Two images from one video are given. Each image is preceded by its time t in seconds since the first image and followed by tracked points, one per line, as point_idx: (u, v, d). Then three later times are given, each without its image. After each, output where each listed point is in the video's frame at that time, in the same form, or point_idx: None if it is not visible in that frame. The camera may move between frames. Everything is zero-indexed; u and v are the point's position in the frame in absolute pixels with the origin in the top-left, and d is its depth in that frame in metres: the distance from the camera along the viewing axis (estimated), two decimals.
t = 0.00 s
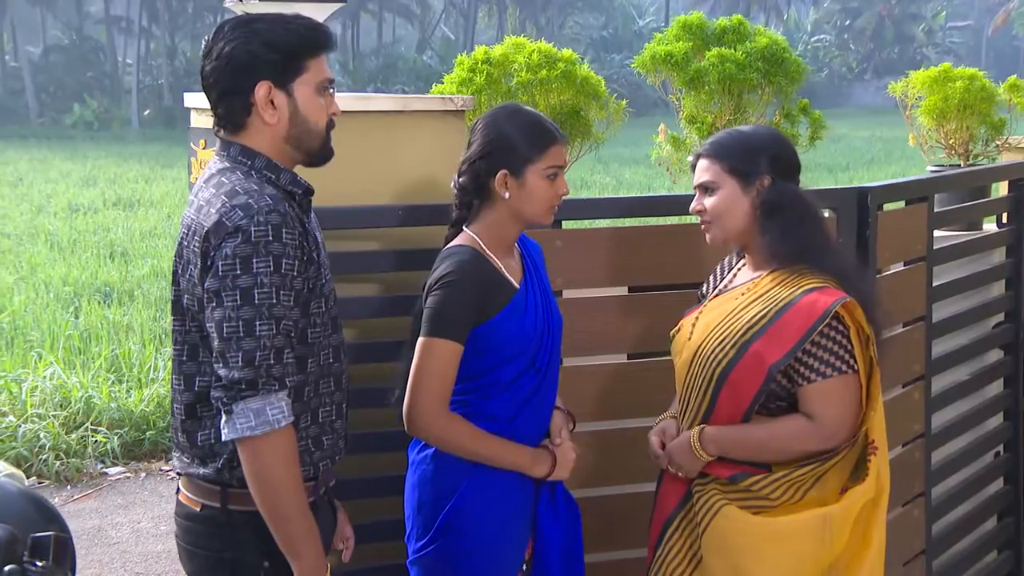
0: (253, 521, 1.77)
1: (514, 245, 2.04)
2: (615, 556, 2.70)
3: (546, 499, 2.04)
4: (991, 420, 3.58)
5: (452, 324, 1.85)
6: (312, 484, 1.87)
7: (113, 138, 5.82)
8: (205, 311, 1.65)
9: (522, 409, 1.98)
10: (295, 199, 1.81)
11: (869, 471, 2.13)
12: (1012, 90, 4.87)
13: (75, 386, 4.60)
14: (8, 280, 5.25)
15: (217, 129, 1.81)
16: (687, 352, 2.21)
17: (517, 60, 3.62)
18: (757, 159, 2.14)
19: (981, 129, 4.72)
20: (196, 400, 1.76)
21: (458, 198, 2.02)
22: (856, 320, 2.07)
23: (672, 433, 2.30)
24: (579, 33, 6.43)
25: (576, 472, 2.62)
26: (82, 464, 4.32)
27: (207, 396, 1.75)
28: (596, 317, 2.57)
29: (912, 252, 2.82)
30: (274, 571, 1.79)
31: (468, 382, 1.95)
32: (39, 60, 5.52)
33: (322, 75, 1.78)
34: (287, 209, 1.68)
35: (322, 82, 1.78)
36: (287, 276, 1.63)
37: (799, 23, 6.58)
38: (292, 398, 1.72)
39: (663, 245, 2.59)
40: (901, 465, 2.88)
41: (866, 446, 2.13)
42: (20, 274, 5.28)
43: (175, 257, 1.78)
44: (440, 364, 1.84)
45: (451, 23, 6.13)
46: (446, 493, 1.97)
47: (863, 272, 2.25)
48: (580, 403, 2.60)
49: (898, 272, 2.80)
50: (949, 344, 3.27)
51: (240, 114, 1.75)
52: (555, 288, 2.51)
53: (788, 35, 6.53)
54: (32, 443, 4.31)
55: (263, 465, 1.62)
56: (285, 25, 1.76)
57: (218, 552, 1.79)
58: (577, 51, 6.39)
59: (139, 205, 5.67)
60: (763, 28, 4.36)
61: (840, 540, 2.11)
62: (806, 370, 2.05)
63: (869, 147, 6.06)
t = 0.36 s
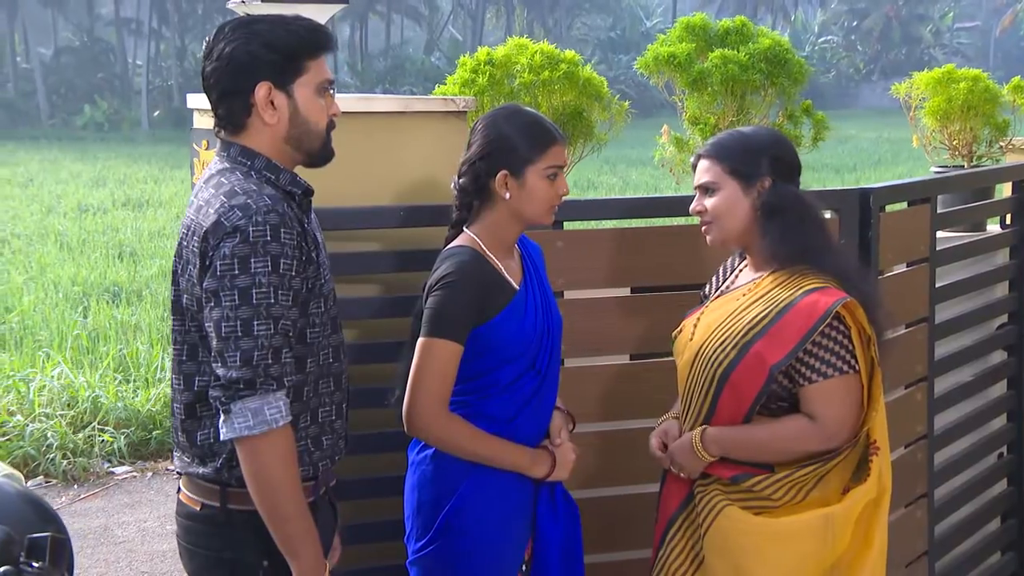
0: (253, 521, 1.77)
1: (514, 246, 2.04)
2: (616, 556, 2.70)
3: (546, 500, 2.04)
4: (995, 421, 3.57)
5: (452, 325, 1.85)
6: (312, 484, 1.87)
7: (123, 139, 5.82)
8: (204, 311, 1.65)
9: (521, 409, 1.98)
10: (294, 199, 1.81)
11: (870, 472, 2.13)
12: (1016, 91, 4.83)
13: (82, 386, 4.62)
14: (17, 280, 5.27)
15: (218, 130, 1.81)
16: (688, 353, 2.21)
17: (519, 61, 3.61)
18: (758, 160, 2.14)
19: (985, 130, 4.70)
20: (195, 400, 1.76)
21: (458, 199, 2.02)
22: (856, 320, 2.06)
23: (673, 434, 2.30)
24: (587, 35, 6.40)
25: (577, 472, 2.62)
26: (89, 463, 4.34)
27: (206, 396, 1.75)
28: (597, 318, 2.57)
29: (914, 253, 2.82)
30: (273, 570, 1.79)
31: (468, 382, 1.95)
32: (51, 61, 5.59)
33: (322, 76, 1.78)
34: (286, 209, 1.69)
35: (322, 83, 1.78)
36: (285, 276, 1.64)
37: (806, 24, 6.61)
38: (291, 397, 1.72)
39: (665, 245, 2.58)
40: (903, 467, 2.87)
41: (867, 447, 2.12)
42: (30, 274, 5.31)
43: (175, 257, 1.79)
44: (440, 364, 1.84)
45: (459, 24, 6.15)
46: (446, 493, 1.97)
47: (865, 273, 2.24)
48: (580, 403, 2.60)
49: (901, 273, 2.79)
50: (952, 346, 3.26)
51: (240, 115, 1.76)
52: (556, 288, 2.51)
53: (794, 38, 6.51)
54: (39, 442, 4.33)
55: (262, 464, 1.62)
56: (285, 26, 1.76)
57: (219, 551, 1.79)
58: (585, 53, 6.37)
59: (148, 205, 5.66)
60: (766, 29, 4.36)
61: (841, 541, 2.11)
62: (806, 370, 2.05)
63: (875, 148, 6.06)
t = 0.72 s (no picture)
0: (251, 521, 1.77)
1: (514, 248, 2.04)
2: (617, 558, 2.69)
3: (544, 501, 2.03)
4: (998, 422, 3.55)
5: (451, 325, 1.84)
6: (311, 485, 1.85)
7: (130, 140, 5.92)
8: (202, 311, 1.65)
9: (520, 409, 1.97)
10: (294, 200, 1.80)
11: (871, 472, 2.12)
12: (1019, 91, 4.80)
13: (87, 386, 4.63)
14: (25, 280, 5.23)
15: (217, 130, 1.80)
16: (688, 354, 2.20)
17: (521, 61, 3.61)
18: (755, 161, 2.13)
19: (988, 131, 4.68)
20: (194, 400, 1.76)
21: (458, 201, 2.02)
22: (856, 320, 2.05)
23: (674, 435, 2.30)
24: (594, 35, 6.43)
25: (577, 473, 2.62)
26: (94, 463, 4.36)
27: (204, 396, 1.75)
28: (597, 319, 2.56)
29: (917, 254, 2.81)
30: (272, 570, 1.79)
31: (467, 383, 1.94)
32: (59, 63, 5.66)
33: (322, 76, 1.77)
34: (284, 209, 1.69)
35: (321, 84, 1.76)
36: (283, 276, 1.64)
37: (813, 25, 6.45)
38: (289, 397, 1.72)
39: (665, 246, 2.58)
40: (906, 468, 2.85)
41: (867, 448, 2.11)
42: (37, 274, 5.28)
43: (174, 257, 1.79)
44: (439, 365, 1.84)
45: (465, 25, 6.11)
46: (445, 494, 1.97)
47: (865, 275, 2.23)
48: (581, 404, 2.59)
49: (903, 274, 2.78)
50: (955, 347, 3.25)
51: (239, 115, 1.74)
52: (556, 289, 2.50)
53: (801, 38, 6.47)
54: (45, 442, 4.34)
55: (259, 464, 1.62)
56: (283, 27, 1.74)
57: (218, 551, 1.79)
58: (591, 54, 6.37)
59: (155, 205, 5.65)
60: (768, 29, 4.36)
61: (842, 542, 2.10)
62: (807, 371, 2.04)
63: (882, 148, 6.02)
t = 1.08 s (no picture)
0: (250, 521, 1.77)
1: (511, 249, 2.04)
2: (617, 559, 2.68)
3: (544, 502, 2.03)
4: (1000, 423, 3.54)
5: (448, 326, 1.84)
6: (310, 485, 1.85)
7: (138, 140, 5.95)
8: (200, 311, 1.65)
9: (518, 409, 1.97)
10: (293, 201, 1.79)
11: (870, 472, 2.11)
12: (1023, 92, 4.78)
13: (91, 386, 4.64)
14: (31, 280, 5.26)
15: (217, 131, 1.79)
16: (687, 354, 2.19)
17: (522, 62, 3.63)
18: (752, 163, 2.12)
19: (991, 131, 4.66)
20: (192, 400, 1.76)
21: (455, 202, 2.02)
22: (855, 320, 2.05)
23: (673, 436, 2.29)
24: (599, 36, 6.38)
25: (578, 475, 2.61)
26: (98, 463, 4.37)
27: (202, 396, 1.75)
28: (596, 320, 2.56)
29: (918, 255, 2.79)
30: (271, 570, 1.79)
31: (465, 384, 1.94)
32: (67, 63, 5.67)
33: (322, 76, 1.76)
34: (283, 210, 1.68)
35: (321, 84, 1.76)
36: (281, 277, 1.64)
37: (819, 25, 6.49)
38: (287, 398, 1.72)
39: (665, 247, 2.58)
40: (908, 469, 2.84)
41: (866, 447, 2.10)
42: (43, 274, 5.29)
43: (173, 257, 1.78)
44: (436, 365, 1.84)
45: (472, 25, 6.16)
46: (442, 495, 1.96)
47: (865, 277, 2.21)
48: (581, 405, 2.59)
49: (905, 275, 2.76)
50: (957, 348, 3.24)
51: (239, 116, 1.73)
52: (556, 290, 2.50)
53: (807, 40, 6.44)
54: (49, 441, 4.35)
55: (257, 465, 1.62)
56: (282, 27, 1.74)
57: (217, 551, 1.79)
58: (597, 55, 6.36)
59: (161, 206, 5.62)
60: (770, 29, 4.35)
61: (842, 542, 2.09)
62: (806, 371, 2.03)
63: (888, 148, 6.00)
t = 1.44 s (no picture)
0: (249, 520, 1.78)
1: (508, 249, 2.06)
2: (616, 559, 2.68)
3: (540, 503, 2.04)
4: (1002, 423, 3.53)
5: (444, 326, 1.85)
6: (309, 484, 1.85)
7: (144, 140, 5.85)
8: (200, 310, 1.64)
9: (514, 409, 1.98)
10: (293, 201, 1.79)
11: (869, 472, 2.10)
12: None
13: (95, 385, 4.70)
14: (37, 279, 5.21)
15: (218, 131, 1.79)
16: (686, 355, 2.19)
17: (523, 62, 3.63)
18: (751, 163, 2.12)
19: (993, 131, 4.64)
20: (191, 400, 1.76)
21: (452, 203, 2.06)
22: (854, 319, 2.04)
23: (672, 436, 2.29)
24: (605, 36, 6.36)
25: (577, 475, 2.61)
26: (102, 462, 4.38)
27: (201, 396, 1.75)
28: (596, 320, 2.56)
29: (919, 255, 2.79)
30: (270, 570, 1.79)
31: (461, 384, 1.95)
32: (74, 63, 5.59)
33: (322, 76, 1.76)
34: (284, 209, 1.68)
35: (321, 84, 1.76)
36: (281, 276, 1.63)
37: (824, 25, 6.40)
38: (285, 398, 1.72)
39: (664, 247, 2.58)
40: (909, 470, 2.84)
41: (865, 447, 2.10)
42: (49, 274, 5.24)
43: (173, 256, 1.78)
44: (433, 366, 1.85)
45: (477, 25, 6.12)
46: (438, 496, 1.97)
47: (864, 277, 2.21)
48: (581, 406, 2.59)
49: (905, 275, 2.76)
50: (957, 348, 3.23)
51: (239, 116, 1.73)
52: (555, 290, 2.50)
53: (812, 40, 6.39)
54: (53, 440, 4.37)
55: (256, 466, 1.61)
56: (282, 27, 1.74)
57: (216, 551, 1.79)
58: (602, 55, 6.34)
59: (167, 205, 5.63)
60: (771, 29, 4.34)
61: (841, 542, 2.09)
62: (805, 371, 2.03)
63: (893, 148, 5.98)
